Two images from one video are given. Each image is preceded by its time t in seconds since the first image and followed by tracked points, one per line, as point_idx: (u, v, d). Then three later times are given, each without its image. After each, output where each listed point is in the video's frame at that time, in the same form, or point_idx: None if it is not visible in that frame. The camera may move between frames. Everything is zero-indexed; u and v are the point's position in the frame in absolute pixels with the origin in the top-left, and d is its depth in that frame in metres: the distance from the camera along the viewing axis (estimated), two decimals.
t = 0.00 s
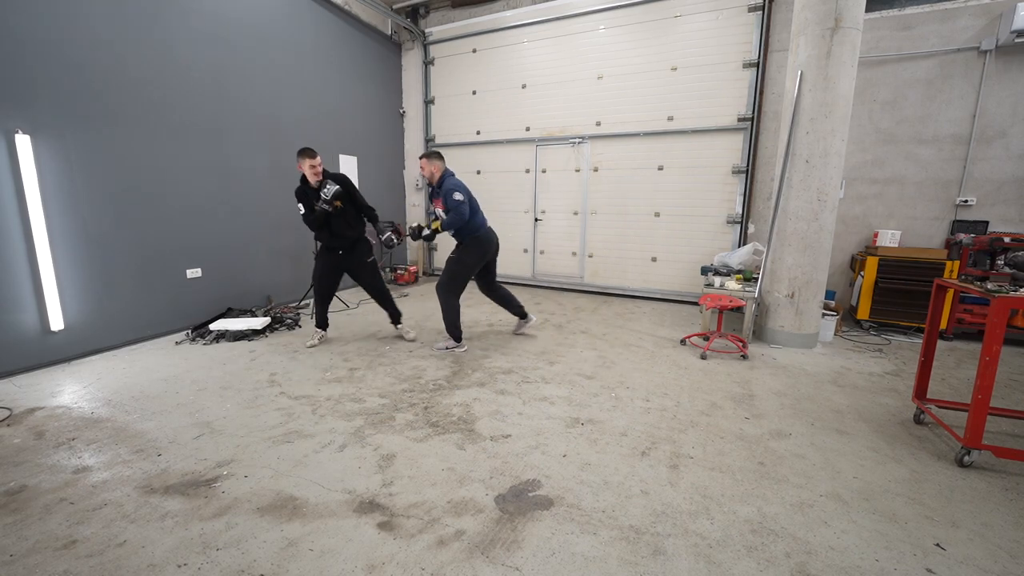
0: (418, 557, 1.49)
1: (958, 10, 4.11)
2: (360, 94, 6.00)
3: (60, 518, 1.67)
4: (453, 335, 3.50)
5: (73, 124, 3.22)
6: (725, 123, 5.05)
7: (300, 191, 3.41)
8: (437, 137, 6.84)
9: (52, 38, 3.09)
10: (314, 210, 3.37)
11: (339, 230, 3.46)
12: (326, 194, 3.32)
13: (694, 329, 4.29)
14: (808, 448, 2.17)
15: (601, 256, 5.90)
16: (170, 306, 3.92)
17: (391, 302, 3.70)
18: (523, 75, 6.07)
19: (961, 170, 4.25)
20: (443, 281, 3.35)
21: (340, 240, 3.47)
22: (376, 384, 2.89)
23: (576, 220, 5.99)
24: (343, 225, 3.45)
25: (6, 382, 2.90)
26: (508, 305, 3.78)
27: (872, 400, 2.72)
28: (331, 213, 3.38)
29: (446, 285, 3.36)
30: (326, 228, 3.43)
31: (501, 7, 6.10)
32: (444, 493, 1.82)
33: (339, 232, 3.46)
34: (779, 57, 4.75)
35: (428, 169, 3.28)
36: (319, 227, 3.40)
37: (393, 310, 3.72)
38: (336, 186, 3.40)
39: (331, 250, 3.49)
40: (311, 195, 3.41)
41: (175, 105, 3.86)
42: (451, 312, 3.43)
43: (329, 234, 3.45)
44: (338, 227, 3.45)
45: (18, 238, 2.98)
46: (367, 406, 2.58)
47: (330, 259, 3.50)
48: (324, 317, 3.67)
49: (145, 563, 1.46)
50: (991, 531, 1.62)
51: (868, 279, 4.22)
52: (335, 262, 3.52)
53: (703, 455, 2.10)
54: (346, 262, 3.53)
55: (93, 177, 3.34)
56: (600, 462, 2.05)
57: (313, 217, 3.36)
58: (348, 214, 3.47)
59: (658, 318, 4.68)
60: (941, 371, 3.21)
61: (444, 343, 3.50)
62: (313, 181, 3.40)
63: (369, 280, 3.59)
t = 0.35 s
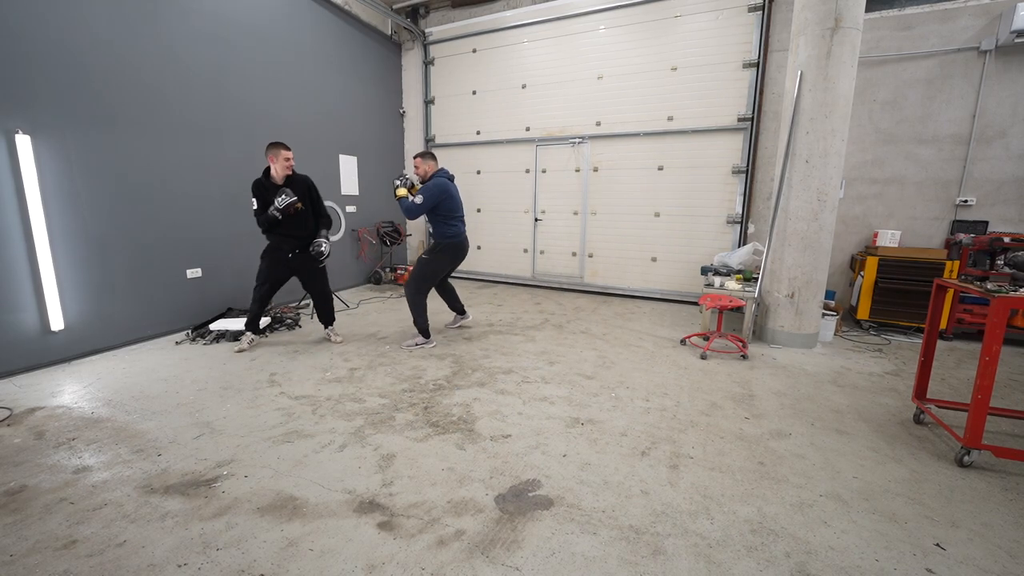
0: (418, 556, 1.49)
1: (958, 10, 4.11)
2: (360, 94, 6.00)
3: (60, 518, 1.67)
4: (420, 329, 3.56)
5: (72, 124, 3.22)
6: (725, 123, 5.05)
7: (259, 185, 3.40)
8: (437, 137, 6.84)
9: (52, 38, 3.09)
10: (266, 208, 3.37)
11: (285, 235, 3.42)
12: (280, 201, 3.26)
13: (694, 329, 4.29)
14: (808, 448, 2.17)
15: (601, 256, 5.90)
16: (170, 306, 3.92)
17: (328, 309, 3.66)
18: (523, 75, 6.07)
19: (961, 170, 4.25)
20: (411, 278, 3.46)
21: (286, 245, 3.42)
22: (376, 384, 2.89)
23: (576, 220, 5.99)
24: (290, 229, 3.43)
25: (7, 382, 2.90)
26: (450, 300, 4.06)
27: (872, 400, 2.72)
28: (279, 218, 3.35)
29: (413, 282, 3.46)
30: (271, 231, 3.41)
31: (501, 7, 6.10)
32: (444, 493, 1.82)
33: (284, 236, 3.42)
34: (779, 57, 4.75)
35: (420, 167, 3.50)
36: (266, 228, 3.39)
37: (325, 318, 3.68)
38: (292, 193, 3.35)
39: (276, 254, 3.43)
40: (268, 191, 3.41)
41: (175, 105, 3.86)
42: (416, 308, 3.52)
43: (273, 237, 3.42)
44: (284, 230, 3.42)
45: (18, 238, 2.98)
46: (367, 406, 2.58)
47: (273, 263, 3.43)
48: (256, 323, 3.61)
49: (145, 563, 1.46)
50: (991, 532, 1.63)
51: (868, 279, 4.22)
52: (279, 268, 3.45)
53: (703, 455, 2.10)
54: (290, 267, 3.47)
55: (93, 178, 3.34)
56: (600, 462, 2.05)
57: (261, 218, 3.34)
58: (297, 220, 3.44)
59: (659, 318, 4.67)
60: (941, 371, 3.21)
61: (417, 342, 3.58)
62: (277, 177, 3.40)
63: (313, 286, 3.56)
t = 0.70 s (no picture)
0: (418, 556, 1.49)
1: (958, 10, 4.11)
2: (360, 94, 6.00)
3: (60, 518, 1.67)
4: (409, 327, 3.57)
5: (72, 124, 3.22)
6: (725, 123, 5.05)
7: (238, 168, 3.14)
8: (436, 137, 6.84)
9: (51, 38, 3.09)
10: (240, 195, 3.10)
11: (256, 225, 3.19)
12: (266, 189, 3.05)
13: (694, 329, 4.29)
14: (808, 448, 2.17)
15: (601, 256, 5.90)
16: (170, 305, 3.91)
17: (310, 308, 3.37)
18: (523, 75, 6.07)
19: (961, 170, 4.25)
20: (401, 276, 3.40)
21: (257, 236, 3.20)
22: (376, 384, 2.89)
23: (576, 220, 5.99)
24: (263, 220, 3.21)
25: (6, 382, 2.90)
26: (449, 300, 4.11)
27: (872, 400, 2.72)
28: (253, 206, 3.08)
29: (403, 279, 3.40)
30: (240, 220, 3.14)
31: (501, 7, 6.11)
32: (444, 492, 1.82)
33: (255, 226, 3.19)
34: (779, 57, 4.75)
35: (416, 174, 3.52)
36: (234, 218, 3.10)
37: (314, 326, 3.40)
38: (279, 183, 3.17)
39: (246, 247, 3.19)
40: (246, 176, 3.16)
41: (175, 105, 3.86)
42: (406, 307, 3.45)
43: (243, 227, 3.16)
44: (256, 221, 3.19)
45: (18, 238, 2.98)
46: (367, 406, 2.58)
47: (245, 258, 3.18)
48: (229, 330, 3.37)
49: (145, 563, 1.46)
50: (991, 532, 1.62)
51: (868, 279, 4.22)
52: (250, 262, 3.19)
53: (703, 455, 2.10)
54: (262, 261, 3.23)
55: (92, 177, 3.34)
56: (600, 462, 2.05)
57: (232, 204, 3.03)
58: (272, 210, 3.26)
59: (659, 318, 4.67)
60: (941, 371, 3.21)
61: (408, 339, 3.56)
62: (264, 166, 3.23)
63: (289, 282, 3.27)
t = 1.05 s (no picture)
0: (418, 556, 1.49)
1: (958, 10, 4.11)
2: (360, 95, 6.00)
3: (60, 518, 1.67)
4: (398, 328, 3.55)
5: (72, 124, 3.22)
6: (725, 123, 5.05)
7: (267, 174, 3.06)
8: (436, 137, 6.84)
9: (52, 38, 3.09)
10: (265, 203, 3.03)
11: (276, 233, 3.13)
12: (291, 200, 3.05)
13: (694, 329, 4.29)
14: (808, 448, 2.17)
15: (601, 256, 5.90)
16: (170, 306, 3.91)
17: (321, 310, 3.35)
18: (523, 75, 6.07)
19: (961, 170, 4.25)
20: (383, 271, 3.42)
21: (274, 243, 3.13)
22: (376, 384, 2.89)
23: (577, 220, 5.99)
24: (283, 228, 3.15)
25: (7, 382, 2.90)
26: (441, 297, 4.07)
27: (872, 400, 2.72)
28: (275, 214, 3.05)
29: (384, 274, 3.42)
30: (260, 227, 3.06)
31: (501, 7, 6.11)
32: (444, 493, 1.82)
33: (274, 234, 3.12)
34: (779, 57, 4.76)
35: (396, 161, 3.49)
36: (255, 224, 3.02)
37: (326, 334, 3.37)
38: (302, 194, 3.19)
39: (263, 252, 3.11)
40: (274, 183, 3.08)
41: (175, 106, 3.86)
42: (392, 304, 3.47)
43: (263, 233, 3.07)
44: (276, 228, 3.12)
45: (18, 238, 2.98)
46: (367, 406, 2.58)
47: (256, 261, 3.11)
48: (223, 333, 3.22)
49: (145, 563, 1.46)
50: (991, 531, 1.63)
51: (868, 279, 4.22)
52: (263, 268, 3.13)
53: (703, 455, 2.10)
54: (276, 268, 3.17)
55: (92, 177, 3.34)
56: (600, 462, 2.05)
57: (255, 210, 2.95)
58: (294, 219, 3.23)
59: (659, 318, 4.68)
60: (941, 371, 3.22)
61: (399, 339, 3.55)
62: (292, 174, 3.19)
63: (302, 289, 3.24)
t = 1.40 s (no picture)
0: (418, 556, 1.49)
1: (958, 10, 4.11)
2: (360, 95, 6.00)
3: (60, 518, 1.67)
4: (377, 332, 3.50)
5: (72, 124, 3.22)
6: (725, 123, 5.05)
7: (230, 194, 2.79)
8: (436, 137, 6.84)
9: (52, 38, 3.09)
10: (261, 212, 2.83)
11: (286, 237, 2.99)
12: (287, 196, 2.95)
13: (694, 329, 4.29)
14: (808, 448, 2.17)
15: (601, 256, 5.90)
16: (170, 306, 3.91)
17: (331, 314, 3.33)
18: (523, 75, 6.07)
19: (961, 170, 4.25)
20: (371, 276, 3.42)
21: (284, 246, 2.99)
22: (376, 384, 2.89)
23: (577, 220, 5.99)
24: (291, 229, 3.03)
25: (6, 382, 2.90)
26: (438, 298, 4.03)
27: (872, 400, 2.72)
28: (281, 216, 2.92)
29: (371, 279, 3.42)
30: (268, 235, 2.90)
31: (501, 7, 6.10)
32: (444, 493, 1.82)
33: (282, 238, 2.98)
34: (779, 57, 4.75)
35: (368, 164, 3.47)
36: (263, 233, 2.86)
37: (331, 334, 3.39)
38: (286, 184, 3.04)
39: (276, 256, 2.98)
40: (245, 197, 2.85)
41: (175, 105, 3.85)
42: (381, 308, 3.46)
43: (272, 240, 2.93)
44: (284, 232, 2.97)
45: (17, 238, 2.98)
46: (367, 406, 2.57)
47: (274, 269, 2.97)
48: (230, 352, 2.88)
49: (145, 563, 1.46)
50: (991, 531, 1.62)
51: (868, 279, 4.22)
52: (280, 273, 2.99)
53: (703, 455, 2.10)
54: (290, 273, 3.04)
55: (92, 177, 3.34)
56: (600, 462, 2.05)
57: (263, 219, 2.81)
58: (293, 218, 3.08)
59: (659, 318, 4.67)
60: (941, 371, 3.21)
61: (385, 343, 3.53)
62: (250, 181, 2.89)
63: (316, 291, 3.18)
